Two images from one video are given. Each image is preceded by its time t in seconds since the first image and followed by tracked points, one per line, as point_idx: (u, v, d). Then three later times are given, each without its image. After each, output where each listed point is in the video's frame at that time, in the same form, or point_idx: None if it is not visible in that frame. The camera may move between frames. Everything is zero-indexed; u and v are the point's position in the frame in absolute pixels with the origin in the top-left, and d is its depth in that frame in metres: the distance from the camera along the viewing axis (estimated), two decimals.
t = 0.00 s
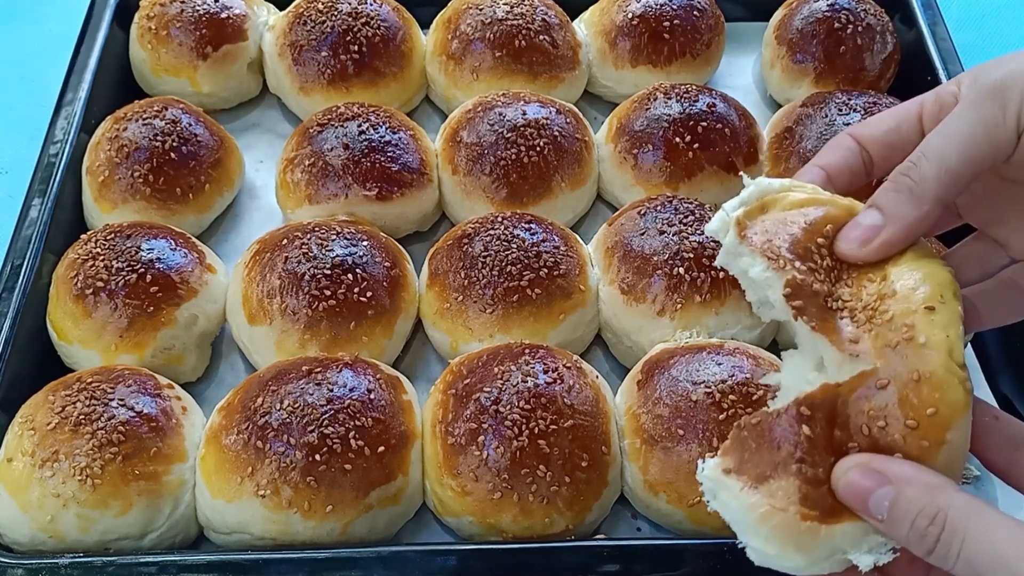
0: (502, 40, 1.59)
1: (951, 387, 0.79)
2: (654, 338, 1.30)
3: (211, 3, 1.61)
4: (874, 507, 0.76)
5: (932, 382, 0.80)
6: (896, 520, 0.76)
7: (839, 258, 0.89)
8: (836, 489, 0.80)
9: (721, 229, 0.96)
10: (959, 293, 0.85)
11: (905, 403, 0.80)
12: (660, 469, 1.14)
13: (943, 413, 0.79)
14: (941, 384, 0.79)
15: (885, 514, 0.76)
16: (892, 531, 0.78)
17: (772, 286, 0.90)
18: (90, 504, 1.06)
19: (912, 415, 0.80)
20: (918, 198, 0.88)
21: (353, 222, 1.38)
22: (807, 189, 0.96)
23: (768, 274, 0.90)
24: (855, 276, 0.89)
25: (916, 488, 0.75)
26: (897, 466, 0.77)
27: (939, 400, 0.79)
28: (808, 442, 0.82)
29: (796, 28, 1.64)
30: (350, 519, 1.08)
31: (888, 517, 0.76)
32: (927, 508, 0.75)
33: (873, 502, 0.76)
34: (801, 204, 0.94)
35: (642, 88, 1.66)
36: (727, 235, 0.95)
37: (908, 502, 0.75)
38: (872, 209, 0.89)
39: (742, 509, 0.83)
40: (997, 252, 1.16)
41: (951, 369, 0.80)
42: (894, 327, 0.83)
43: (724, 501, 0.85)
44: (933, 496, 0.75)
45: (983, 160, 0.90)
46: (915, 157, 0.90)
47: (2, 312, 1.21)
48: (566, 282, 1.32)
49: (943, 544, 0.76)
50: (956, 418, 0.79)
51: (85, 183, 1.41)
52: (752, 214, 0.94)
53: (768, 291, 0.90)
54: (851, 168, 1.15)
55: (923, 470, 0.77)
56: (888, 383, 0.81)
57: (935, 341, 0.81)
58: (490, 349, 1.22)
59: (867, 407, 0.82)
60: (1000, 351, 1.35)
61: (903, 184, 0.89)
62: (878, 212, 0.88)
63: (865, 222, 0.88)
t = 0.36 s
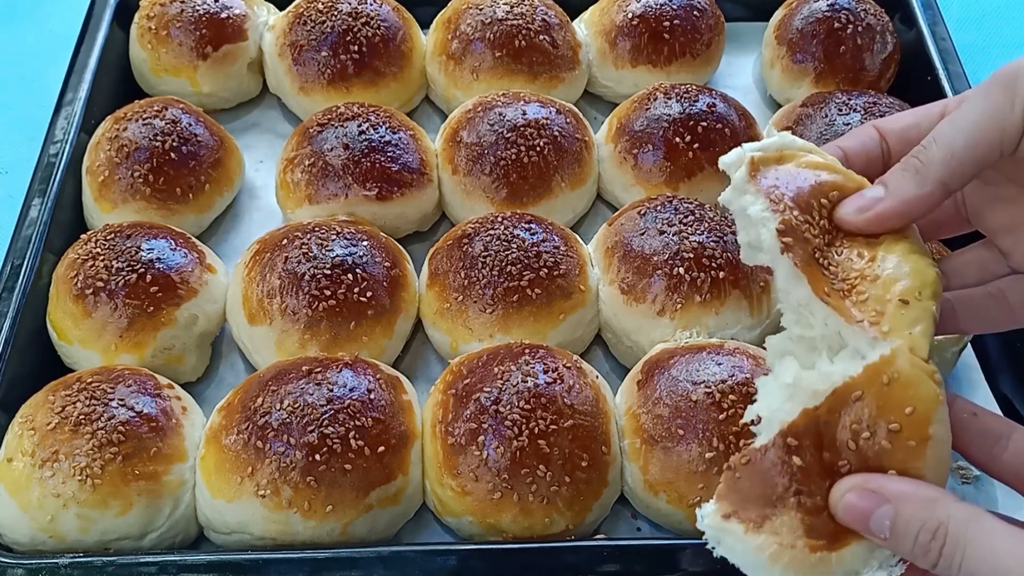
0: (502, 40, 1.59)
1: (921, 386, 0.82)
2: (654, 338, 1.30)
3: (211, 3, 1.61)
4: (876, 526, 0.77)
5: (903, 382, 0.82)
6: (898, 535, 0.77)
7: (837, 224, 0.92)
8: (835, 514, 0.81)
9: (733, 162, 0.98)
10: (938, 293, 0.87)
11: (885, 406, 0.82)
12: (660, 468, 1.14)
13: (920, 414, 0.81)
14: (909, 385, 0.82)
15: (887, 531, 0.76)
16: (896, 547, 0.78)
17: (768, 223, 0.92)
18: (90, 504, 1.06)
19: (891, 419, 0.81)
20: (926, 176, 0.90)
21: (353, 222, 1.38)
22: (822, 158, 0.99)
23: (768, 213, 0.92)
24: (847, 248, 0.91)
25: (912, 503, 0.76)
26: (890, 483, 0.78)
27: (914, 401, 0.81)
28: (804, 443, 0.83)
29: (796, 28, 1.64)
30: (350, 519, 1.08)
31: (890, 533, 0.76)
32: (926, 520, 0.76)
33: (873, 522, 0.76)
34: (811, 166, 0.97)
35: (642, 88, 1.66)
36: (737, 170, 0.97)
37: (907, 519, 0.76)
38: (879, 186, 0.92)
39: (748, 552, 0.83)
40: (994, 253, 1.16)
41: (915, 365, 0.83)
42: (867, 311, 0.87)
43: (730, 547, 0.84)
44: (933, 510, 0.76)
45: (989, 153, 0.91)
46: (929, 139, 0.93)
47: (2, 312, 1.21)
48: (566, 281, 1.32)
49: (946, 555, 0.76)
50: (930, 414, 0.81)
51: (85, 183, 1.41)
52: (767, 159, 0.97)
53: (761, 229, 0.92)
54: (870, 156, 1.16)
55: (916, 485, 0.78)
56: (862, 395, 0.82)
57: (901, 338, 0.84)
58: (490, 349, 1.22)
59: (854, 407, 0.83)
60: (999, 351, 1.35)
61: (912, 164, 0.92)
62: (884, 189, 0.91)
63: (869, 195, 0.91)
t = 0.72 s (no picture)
0: (502, 40, 1.59)
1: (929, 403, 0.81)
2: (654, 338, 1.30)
3: (211, 3, 1.61)
4: (871, 545, 0.75)
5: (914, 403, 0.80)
6: (894, 556, 0.75)
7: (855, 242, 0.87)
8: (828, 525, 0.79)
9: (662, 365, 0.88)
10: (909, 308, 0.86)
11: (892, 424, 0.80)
12: (660, 468, 1.14)
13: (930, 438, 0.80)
14: (922, 408, 0.80)
15: (882, 550, 0.75)
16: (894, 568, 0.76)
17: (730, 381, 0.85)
18: (90, 504, 1.06)
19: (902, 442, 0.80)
20: (939, 179, 0.85)
21: (353, 222, 1.38)
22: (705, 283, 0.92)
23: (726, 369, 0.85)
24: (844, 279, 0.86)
25: (910, 524, 0.74)
26: (891, 501, 0.76)
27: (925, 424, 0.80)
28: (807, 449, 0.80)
29: (796, 28, 1.64)
30: (350, 519, 1.08)
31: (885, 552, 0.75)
32: (924, 543, 0.74)
33: (868, 539, 0.75)
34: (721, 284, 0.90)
35: (642, 88, 1.66)
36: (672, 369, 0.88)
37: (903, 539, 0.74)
38: (888, 196, 0.87)
39: (727, 551, 0.84)
40: (993, 253, 1.16)
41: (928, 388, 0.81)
42: (859, 353, 0.82)
43: (709, 540, 0.85)
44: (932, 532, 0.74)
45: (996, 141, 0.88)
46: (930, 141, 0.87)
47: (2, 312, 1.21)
48: (566, 282, 1.32)
49: None
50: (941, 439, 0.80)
51: (85, 183, 1.41)
52: (676, 337, 0.89)
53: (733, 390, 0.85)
54: (835, 195, 1.09)
55: (919, 505, 0.75)
56: (877, 413, 0.80)
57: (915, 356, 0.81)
58: (490, 349, 1.22)
59: (858, 420, 0.80)
60: (999, 351, 1.35)
61: (920, 167, 0.86)
62: (897, 199, 0.86)
63: (882, 209, 0.86)
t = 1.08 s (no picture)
0: (502, 40, 1.59)
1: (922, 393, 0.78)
2: (654, 338, 1.30)
3: (211, 3, 1.61)
4: (886, 515, 0.72)
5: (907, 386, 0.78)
6: (908, 530, 0.72)
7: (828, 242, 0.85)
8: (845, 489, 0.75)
9: (668, 311, 0.88)
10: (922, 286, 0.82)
11: (881, 406, 0.78)
12: (660, 469, 1.13)
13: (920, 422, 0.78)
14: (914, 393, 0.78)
15: (898, 522, 0.72)
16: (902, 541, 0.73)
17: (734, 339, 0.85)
18: (90, 504, 1.06)
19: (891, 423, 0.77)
20: (910, 173, 0.86)
21: (353, 222, 1.38)
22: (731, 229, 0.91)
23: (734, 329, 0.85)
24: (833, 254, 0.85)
25: (934, 501, 0.71)
26: (917, 476, 0.72)
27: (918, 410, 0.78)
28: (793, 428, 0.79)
29: (796, 28, 1.64)
30: (351, 519, 1.08)
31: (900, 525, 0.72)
32: (944, 523, 0.70)
33: (887, 509, 0.71)
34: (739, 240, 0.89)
35: (642, 88, 1.66)
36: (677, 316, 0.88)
37: (920, 517, 0.71)
38: (861, 191, 0.86)
39: (704, 506, 0.83)
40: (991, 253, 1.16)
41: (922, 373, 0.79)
42: (864, 327, 0.80)
43: (689, 496, 0.84)
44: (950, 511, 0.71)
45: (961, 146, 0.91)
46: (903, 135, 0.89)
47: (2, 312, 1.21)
48: (566, 282, 1.32)
49: (955, 562, 0.71)
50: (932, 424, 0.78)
51: (86, 183, 1.41)
52: (689, 284, 0.89)
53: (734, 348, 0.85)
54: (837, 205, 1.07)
55: (942, 484, 0.72)
56: (868, 391, 0.78)
57: (908, 344, 0.79)
58: (490, 349, 1.22)
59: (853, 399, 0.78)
60: (998, 351, 1.36)
61: (892, 160, 0.87)
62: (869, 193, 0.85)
63: (855, 204, 0.85)
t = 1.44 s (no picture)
0: (502, 40, 1.59)
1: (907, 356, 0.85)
2: (654, 338, 1.30)
3: (211, 3, 1.61)
4: (905, 475, 0.77)
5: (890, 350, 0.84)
6: (923, 494, 0.76)
7: (839, 202, 0.94)
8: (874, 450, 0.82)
9: (676, 179, 0.98)
10: (917, 259, 0.90)
11: (869, 374, 0.84)
12: (660, 468, 1.14)
13: (910, 382, 0.84)
14: (896, 352, 0.85)
15: (915, 484, 0.76)
16: (921, 507, 0.77)
17: (722, 227, 0.93)
18: (90, 504, 1.06)
19: (884, 389, 0.84)
20: (921, 145, 0.98)
21: (353, 222, 1.38)
22: (765, 148, 0.99)
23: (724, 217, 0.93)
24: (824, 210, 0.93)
25: (953, 466, 0.75)
26: (940, 444, 0.77)
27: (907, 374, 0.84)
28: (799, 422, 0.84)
29: (796, 28, 1.64)
30: (350, 519, 1.08)
31: (916, 487, 0.76)
32: (957, 491, 0.74)
33: (906, 469, 0.77)
34: (758, 157, 0.96)
35: (642, 88, 1.66)
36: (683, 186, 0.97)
37: (940, 478, 0.75)
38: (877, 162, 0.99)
39: (750, 541, 0.84)
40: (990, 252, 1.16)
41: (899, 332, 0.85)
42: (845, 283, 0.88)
43: (733, 536, 0.86)
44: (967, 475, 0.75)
45: (986, 129, 0.98)
46: (919, 114, 1.00)
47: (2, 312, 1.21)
48: (566, 281, 1.32)
49: (965, 533, 0.74)
50: (923, 377, 0.85)
51: (86, 183, 1.41)
52: (710, 168, 0.96)
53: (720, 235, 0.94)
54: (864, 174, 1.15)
55: (965, 454, 0.77)
56: (853, 367, 0.84)
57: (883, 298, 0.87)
58: (490, 349, 1.22)
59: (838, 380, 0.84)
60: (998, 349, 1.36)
61: (907, 134, 0.99)
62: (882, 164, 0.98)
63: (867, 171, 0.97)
